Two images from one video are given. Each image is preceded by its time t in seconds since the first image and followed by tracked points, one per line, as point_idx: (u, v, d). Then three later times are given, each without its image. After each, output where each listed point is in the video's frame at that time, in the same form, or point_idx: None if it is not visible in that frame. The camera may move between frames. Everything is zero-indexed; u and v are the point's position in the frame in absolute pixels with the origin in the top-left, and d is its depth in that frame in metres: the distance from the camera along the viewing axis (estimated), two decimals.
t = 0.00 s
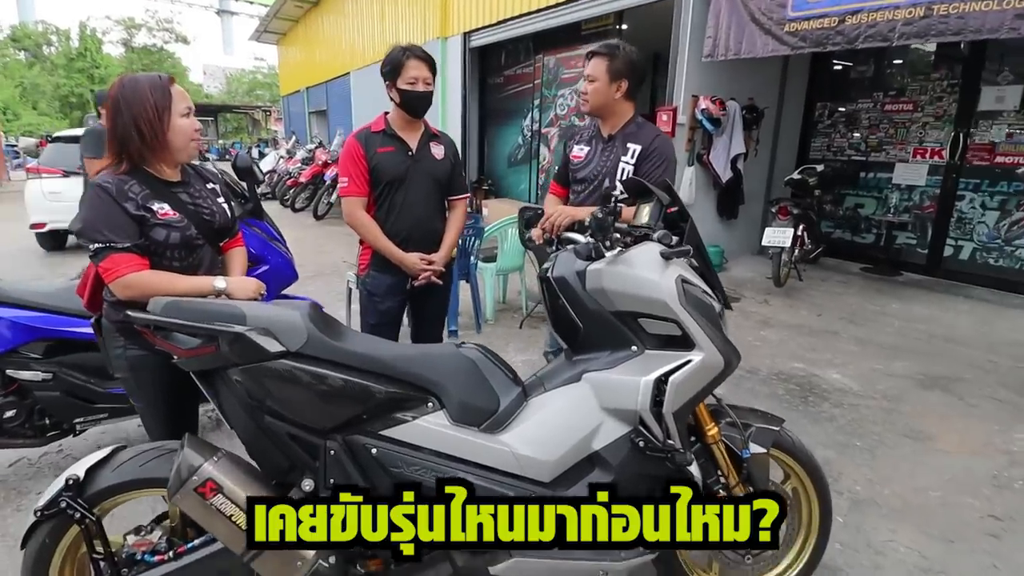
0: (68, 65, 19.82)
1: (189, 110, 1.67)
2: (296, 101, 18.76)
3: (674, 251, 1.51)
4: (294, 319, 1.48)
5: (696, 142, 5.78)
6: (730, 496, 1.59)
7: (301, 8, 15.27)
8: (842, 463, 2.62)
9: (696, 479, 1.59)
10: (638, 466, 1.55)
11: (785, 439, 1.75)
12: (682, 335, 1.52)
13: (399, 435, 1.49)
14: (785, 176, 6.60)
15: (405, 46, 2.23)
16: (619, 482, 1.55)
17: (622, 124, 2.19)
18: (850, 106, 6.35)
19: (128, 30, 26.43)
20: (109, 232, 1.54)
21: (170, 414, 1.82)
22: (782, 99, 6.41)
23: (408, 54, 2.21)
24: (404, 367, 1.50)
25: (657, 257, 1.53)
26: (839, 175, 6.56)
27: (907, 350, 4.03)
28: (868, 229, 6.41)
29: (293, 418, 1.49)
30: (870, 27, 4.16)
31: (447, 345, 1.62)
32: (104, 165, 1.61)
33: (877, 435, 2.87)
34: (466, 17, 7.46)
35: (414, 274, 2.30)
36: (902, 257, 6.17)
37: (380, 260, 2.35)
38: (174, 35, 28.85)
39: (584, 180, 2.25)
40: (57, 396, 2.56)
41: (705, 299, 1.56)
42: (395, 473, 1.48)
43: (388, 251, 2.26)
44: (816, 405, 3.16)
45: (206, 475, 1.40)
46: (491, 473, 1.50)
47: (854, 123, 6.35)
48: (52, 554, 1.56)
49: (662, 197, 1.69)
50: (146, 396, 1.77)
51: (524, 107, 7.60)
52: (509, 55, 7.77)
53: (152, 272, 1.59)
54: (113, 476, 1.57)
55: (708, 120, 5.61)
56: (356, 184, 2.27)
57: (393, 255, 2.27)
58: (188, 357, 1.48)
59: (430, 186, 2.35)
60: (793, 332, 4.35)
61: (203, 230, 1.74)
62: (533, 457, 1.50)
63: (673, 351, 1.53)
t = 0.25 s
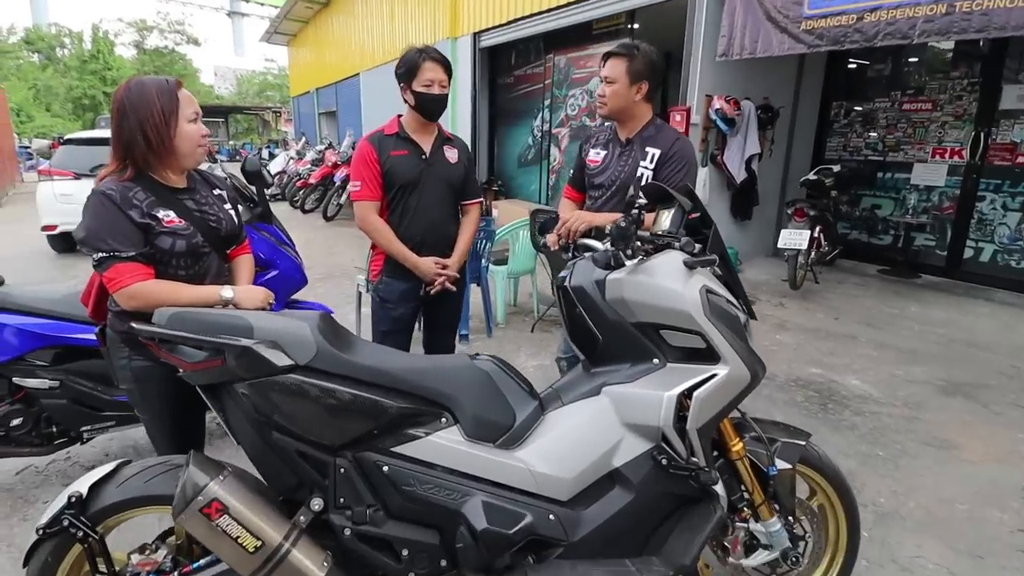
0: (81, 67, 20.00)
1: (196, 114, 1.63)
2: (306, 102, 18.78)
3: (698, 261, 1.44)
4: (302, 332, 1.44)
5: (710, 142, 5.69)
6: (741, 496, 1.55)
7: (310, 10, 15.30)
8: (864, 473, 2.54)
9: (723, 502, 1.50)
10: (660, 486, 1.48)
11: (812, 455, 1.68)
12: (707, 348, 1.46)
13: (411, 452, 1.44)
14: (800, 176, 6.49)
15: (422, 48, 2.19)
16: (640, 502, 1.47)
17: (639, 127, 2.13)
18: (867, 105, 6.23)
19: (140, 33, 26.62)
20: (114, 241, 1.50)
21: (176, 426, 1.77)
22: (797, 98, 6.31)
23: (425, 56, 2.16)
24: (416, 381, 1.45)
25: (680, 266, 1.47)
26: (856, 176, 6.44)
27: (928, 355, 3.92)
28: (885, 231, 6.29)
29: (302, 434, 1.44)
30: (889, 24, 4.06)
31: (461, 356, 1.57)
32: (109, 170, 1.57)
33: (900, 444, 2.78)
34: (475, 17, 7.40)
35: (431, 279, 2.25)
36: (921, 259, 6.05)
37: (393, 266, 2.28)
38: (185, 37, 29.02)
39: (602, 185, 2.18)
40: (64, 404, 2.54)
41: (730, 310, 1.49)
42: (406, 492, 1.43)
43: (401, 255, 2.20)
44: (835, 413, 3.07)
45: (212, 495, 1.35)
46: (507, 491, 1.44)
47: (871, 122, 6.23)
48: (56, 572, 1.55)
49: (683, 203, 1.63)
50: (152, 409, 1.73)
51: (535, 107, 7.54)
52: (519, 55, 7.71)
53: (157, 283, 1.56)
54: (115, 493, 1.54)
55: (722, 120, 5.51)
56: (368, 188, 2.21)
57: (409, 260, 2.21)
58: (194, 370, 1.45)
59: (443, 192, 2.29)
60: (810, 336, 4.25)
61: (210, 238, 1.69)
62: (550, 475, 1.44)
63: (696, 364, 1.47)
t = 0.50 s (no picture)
0: (92, 69, 20.15)
1: (196, 118, 1.59)
2: (313, 103, 18.81)
3: (713, 267, 1.39)
4: (303, 341, 1.40)
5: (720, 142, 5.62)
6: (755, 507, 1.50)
7: (318, 11, 15.31)
8: (880, 482, 2.48)
9: (738, 518, 1.46)
10: (672, 501, 1.43)
11: (830, 467, 1.63)
12: (721, 358, 1.41)
13: (415, 465, 1.40)
14: (812, 176, 6.40)
15: (433, 50, 2.14)
16: (652, 516, 1.42)
17: (650, 128, 2.08)
18: (880, 104, 6.14)
19: (149, 34, 26.79)
20: (112, 247, 1.47)
21: (176, 433, 1.74)
22: (808, 98, 6.23)
23: (435, 58, 2.12)
24: (421, 391, 1.41)
25: (694, 272, 1.42)
26: (868, 176, 6.35)
27: (944, 359, 3.84)
28: (899, 231, 6.20)
29: (303, 446, 1.40)
30: (905, 22, 3.97)
31: (467, 365, 1.53)
32: (107, 174, 1.54)
33: (917, 451, 2.72)
34: (482, 17, 7.36)
35: (423, 281, 2.13)
36: (935, 261, 5.96)
37: (399, 270, 2.24)
38: (194, 38, 29.18)
39: (611, 188, 2.14)
40: (68, 409, 2.52)
41: (745, 318, 1.44)
42: (411, 506, 1.39)
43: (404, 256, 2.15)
44: (850, 419, 3.00)
45: (210, 510, 1.32)
46: (515, 505, 1.40)
47: (884, 121, 6.14)
48: None
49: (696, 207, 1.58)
50: (151, 417, 1.69)
51: (542, 107, 7.48)
52: (526, 55, 7.66)
53: (156, 290, 1.52)
54: (115, 505, 1.52)
55: (732, 119, 5.43)
56: (372, 190, 2.17)
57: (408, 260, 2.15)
58: (194, 380, 1.43)
59: (450, 196, 2.25)
60: (823, 339, 4.18)
61: (211, 243, 1.66)
62: (559, 488, 1.39)
63: (710, 374, 1.42)
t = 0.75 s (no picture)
0: (107, 72, 20.39)
1: (195, 122, 1.58)
2: (324, 104, 18.86)
3: (723, 273, 1.35)
4: (304, 349, 1.37)
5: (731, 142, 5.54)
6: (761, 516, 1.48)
7: (329, 13, 15.37)
8: (896, 491, 2.42)
9: (749, 531, 1.41)
10: (680, 514, 1.39)
11: (844, 478, 1.58)
12: (732, 367, 1.36)
13: (416, 475, 1.37)
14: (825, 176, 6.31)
15: (439, 53, 2.11)
16: (660, 530, 1.39)
17: (659, 130, 2.04)
18: (896, 103, 6.04)
19: (163, 37, 27.08)
20: (112, 253, 1.46)
21: (177, 438, 1.73)
22: (822, 97, 6.14)
23: (440, 62, 2.09)
24: (423, 400, 1.38)
25: (703, 279, 1.38)
26: (884, 176, 6.26)
27: (963, 364, 3.76)
28: (915, 232, 6.09)
29: (303, 455, 1.38)
30: (921, 19, 3.89)
31: (471, 372, 1.49)
32: (108, 180, 1.53)
33: (934, 460, 2.65)
34: (491, 17, 7.33)
35: (450, 265, 2.12)
36: (953, 262, 5.85)
37: (404, 271, 2.22)
38: (207, 41, 29.43)
39: (619, 191, 2.10)
40: (75, 412, 2.53)
41: (757, 326, 1.39)
42: (412, 516, 1.36)
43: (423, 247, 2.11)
44: (865, 426, 2.94)
45: (209, 520, 1.30)
46: (518, 516, 1.37)
47: (900, 121, 6.04)
48: None
49: (707, 211, 1.53)
50: (153, 421, 1.69)
51: (552, 107, 7.44)
52: (535, 55, 7.63)
53: (157, 295, 1.51)
54: (116, 512, 1.51)
55: (744, 119, 5.36)
56: (381, 189, 2.14)
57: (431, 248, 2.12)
58: (194, 387, 1.40)
59: (455, 200, 2.23)
60: (837, 343, 4.11)
61: (212, 248, 1.65)
62: (564, 500, 1.36)
63: (720, 384, 1.37)
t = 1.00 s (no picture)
0: (132, 76, 20.77)
1: (195, 128, 1.57)
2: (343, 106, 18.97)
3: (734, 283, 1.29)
4: (304, 359, 1.35)
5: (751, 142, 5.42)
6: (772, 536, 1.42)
7: (347, 16, 15.46)
8: (921, 506, 2.33)
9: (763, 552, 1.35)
10: (688, 531, 1.35)
11: (864, 497, 1.51)
12: (744, 380, 1.31)
13: (417, 488, 1.34)
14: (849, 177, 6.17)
15: (442, 57, 2.10)
16: (667, 548, 1.34)
17: (669, 133, 1.99)
18: (923, 101, 5.87)
19: (187, 41, 27.52)
20: (114, 260, 1.46)
21: (181, 444, 1.72)
22: (846, 95, 6.00)
23: (445, 65, 2.07)
24: (424, 411, 1.35)
25: (714, 288, 1.33)
26: (910, 176, 6.09)
27: (993, 372, 3.62)
28: (943, 234, 5.92)
29: (302, 467, 1.35)
30: (951, 15, 3.76)
31: (474, 383, 1.46)
32: (111, 188, 1.53)
33: (962, 473, 2.55)
34: (508, 18, 7.29)
35: (479, 246, 2.11)
36: (983, 266, 5.67)
37: (413, 275, 2.19)
38: (229, 44, 29.83)
39: (630, 196, 2.05)
40: (89, 414, 2.53)
41: (771, 338, 1.34)
42: (412, 531, 1.33)
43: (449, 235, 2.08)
44: (889, 436, 2.85)
45: (206, 532, 1.28)
46: (521, 532, 1.32)
47: (928, 119, 5.87)
48: None
49: (719, 217, 1.47)
50: (159, 427, 1.68)
51: (568, 107, 7.38)
52: (551, 55, 7.57)
53: (161, 301, 1.51)
54: (119, 519, 1.50)
55: (764, 119, 5.25)
56: (397, 188, 2.10)
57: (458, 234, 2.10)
58: (194, 397, 1.39)
59: (463, 204, 2.20)
60: (861, 349, 3.99)
61: (215, 254, 1.64)
62: (569, 516, 1.31)
63: (731, 398, 1.32)
